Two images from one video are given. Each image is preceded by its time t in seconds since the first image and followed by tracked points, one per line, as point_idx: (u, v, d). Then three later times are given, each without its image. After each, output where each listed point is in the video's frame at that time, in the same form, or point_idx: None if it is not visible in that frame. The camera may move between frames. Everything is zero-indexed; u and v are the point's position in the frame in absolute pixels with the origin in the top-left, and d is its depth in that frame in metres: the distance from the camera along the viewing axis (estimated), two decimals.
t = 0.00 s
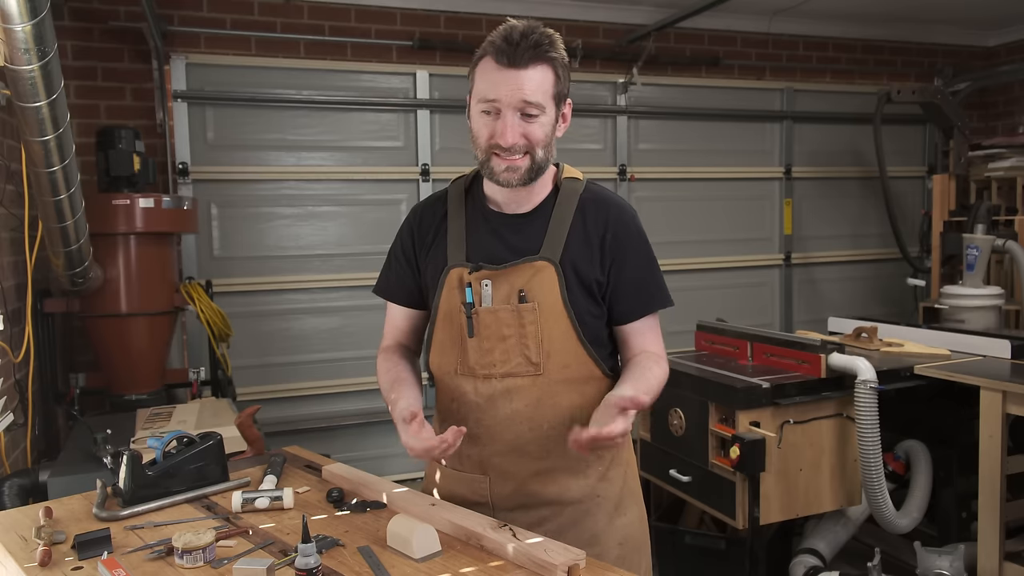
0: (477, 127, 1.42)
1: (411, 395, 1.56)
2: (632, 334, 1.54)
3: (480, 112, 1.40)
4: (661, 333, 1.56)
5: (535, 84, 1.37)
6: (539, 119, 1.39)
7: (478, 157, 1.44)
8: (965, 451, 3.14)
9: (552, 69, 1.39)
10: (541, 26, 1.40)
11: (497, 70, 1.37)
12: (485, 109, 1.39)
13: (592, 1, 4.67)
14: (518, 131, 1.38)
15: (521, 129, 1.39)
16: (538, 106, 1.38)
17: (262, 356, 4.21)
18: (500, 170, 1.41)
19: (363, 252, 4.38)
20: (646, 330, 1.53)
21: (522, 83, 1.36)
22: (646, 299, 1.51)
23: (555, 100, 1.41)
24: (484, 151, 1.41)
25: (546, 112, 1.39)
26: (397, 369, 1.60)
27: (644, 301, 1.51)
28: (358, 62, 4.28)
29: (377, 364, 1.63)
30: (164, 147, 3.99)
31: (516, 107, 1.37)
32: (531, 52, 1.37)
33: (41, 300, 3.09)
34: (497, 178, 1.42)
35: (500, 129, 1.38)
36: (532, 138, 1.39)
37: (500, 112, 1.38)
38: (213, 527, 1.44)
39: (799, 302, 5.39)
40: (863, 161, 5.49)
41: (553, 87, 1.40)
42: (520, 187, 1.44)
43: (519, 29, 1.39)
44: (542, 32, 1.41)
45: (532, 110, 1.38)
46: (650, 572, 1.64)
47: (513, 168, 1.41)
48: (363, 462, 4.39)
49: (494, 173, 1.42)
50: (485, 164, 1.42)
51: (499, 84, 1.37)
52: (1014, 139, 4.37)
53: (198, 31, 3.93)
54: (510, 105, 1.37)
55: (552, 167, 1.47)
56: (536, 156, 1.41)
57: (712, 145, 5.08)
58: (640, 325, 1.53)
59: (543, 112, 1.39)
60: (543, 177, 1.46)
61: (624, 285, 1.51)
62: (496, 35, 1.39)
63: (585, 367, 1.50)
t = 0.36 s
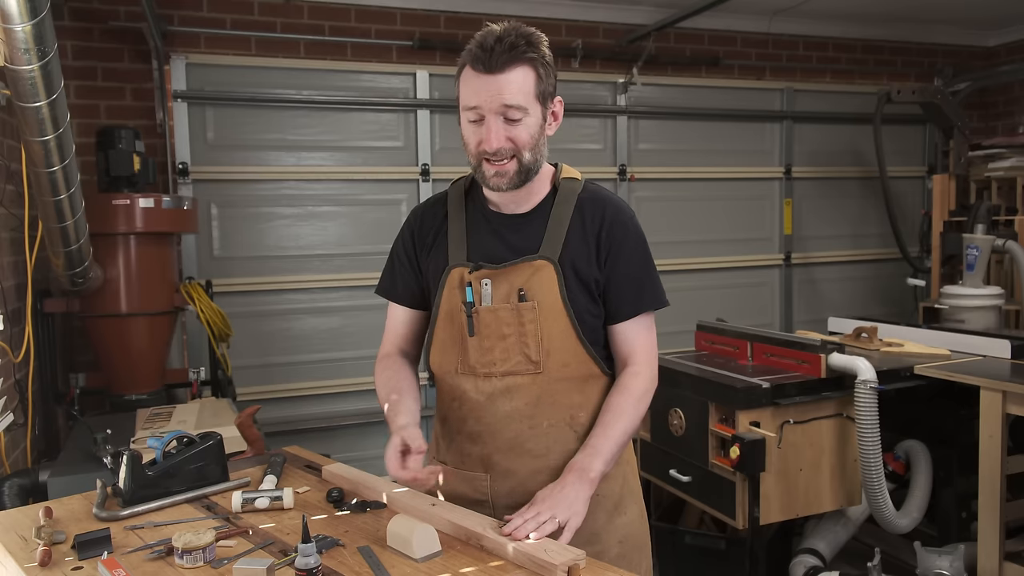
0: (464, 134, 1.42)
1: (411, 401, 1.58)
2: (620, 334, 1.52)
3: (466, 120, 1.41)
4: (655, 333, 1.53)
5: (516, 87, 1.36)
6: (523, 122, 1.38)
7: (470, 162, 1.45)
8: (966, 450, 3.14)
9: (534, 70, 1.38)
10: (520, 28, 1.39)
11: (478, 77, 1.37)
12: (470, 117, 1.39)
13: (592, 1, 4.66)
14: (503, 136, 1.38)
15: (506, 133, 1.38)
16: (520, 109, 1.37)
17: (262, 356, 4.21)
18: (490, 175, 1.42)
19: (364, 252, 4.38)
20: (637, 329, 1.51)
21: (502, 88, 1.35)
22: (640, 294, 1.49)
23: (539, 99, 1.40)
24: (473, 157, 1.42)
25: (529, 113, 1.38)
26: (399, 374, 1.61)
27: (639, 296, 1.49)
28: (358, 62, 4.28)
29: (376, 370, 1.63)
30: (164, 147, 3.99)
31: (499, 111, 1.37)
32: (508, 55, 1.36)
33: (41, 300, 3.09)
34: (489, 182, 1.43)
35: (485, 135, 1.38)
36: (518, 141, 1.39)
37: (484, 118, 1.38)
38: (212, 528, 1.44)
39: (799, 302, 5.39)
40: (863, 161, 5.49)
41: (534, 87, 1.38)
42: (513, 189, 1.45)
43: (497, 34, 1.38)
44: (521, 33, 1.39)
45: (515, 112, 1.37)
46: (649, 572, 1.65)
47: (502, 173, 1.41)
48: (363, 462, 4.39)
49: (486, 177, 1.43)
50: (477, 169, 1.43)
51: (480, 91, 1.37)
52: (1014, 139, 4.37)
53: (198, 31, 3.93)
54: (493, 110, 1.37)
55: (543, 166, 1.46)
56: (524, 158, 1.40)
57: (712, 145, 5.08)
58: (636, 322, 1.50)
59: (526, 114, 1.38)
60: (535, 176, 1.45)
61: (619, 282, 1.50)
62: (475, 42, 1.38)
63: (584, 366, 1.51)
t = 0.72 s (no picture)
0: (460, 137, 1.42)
1: (382, 441, 1.38)
2: (624, 328, 1.52)
3: (461, 125, 1.40)
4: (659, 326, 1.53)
5: (508, 88, 1.35)
6: (518, 123, 1.38)
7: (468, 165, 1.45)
8: (966, 451, 3.14)
9: (526, 70, 1.36)
10: (509, 28, 1.37)
11: (469, 81, 1.36)
12: (464, 121, 1.39)
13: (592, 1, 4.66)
14: (498, 138, 1.38)
15: (501, 135, 1.38)
16: (514, 110, 1.36)
17: (262, 356, 4.21)
18: (489, 177, 1.42)
19: (364, 252, 4.38)
20: (642, 320, 1.51)
21: (494, 90, 1.35)
22: (644, 285, 1.50)
23: (533, 99, 1.39)
24: (470, 160, 1.41)
25: (523, 113, 1.37)
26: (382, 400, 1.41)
27: (643, 287, 1.50)
28: (358, 62, 4.28)
29: (363, 385, 1.45)
30: (164, 147, 3.99)
31: (493, 114, 1.36)
32: (498, 57, 1.34)
33: (41, 300, 3.09)
34: (487, 184, 1.43)
35: (481, 139, 1.38)
36: (514, 143, 1.39)
37: (478, 121, 1.37)
38: (213, 528, 1.44)
39: (799, 302, 5.39)
40: (863, 161, 5.49)
41: (528, 87, 1.37)
42: (513, 190, 1.45)
43: (485, 35, 1.36)
44: (510, 34, 1.37)
45: (509, 114, 1.36)
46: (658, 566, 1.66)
47: (501, 174, 1.41)
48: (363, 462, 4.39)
49: (484, 179, 1.43)
50: (475, 172, 1.43)
51: (472, 94, 1.36)
52: (1014, 139, 4.37)
53: (198, 31, 3.93)
54: (487, 113, 1.36)
55: (541, 165, 1.46)
56: (520, 159, 1.40)
57: (712, 145, 5.08)
58: (639, 311, 1.51)
59: (520, 114, 1.37)
60: (533, 176, 1.46)
61: (624, 275, 1.50)
62: (465, 45, 1.37)
63: (593, 363, 1.53)
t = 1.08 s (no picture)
0: (457, 141, 1.42)
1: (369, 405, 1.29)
2: (622, 324, 1.52)
3: (457, 129, 1.41)
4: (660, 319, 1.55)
5: (503, 89, 1.35)
6: (514, 123, 1.38)
7: (465, 169, 1.45)
8: (966, 451, 3.14)
9: (518, 69, 1.37)
10: (495, 30, 1.37)
11: (463, 85, 1.36)
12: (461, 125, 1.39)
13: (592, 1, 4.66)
14: (497, 139, 1.38)
15: (499, 136, 1.39)
16: (510, 110, 1.37)
17: (262, 356, 4.21)
18: (489, 179, 1.42)
19: (363, 252, 4.38)
20: (643, 316, 1.52)
21: (489, 92, 1.35)
22: (645, 283, 1.51)
23: (526, 98, 1.40)
24: (469, 163, 1.42)
25: (519, 113, 1.38)
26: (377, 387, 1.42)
27: (643, 284, 1.50)
28: (358, 62, 4.28)
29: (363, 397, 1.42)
30: (164, 147, 3.99)
31: (490, 115, 1.37)
32: (490, 59, 1.35)
33: (41, 300, 3.09)
34: (487, 186, 1.43)
35: (479, 141, 1.38)
36: (512, 143, 1.39)
37: (475, 124, 1.38)
38: (213, 527, 1.44)
39: (799, 302, 5.39)
40: (863, 161, 5.49)
41: (520, 86, 1.38)
42: (513, 190, 1.46)
43: (472, 40, 1.37)
44: (497, 35, 1.37)
45: (505, 114, 1.37)
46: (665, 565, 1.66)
47: (501, 175, 1.42)
48: (363, 462, 4.39)
49: (483, 182, 1.43)
50: (474, 175, 1.44)
51: (467, 98, 1.36)
52: (1014, 139, 4.37)
53: (198, 31, 3.93)
54: (484, 115, 1.36)
55: (538, 163, 1.47)
56: (519, 159, 1.41)
57: (712, 145, 5.08)
58: (640, 308, 1.52)
59: (515, 113, 1.38)
60: (531, 174, 1.46)
61: (625, 273, 1.51)
62: (454, 50, 1.37)
63: (597, 361, 1.54)
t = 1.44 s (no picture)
0: (459, 134, 1.42)
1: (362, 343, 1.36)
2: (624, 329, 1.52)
3: (461, 121, 1.41)
4: (661, 327, 1.54)
5: (510, 84, 1.36)
6: (519, 118, 1.39)
7: (467, 164, 1.44)
8: (966, 451, 3.14)
9: (526, 67, 1.38)
10: (508, 27, 1.39)
11: (471, 77, 1.37)
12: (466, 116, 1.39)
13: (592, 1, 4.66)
14: (500, 133, 1.38)
15: (503, 131, 1.38)
16: (516, 106, 1.38)
17: (262, 356, 4.21)
18: (488, 173, 1.41)
19: (364, 252, 4.38)
20: (642, 323, 1.51)
21: (496, 85, 1.36)
22: (642, 290, 1.49)
23: (533, 97, 1.40)
24: (471, 156, 1.41)
25: (525, 109, 1.38)
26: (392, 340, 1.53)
27: (642, 290, 1.49)
28: (358, 62, 4.28)
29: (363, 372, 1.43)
30: (164, 147, 3.99)
31: (495, 109, 1.37)
32: (500, 54, 1.36)
33: (41, 300, 3.09)
34: (487, 181, 1.43)
35: (483, 134, 1.38)
36: (515, 139, 1.39)
37: (480, 116, 1.38)
38: (212, 528, 1.44)
39: (799, 302, 5.39)
40: (863, 161, 5.49)
41: (528, 85, 1.39)
42: (513, 187, 1.45)
43: (486, 34, 1.38)
44: (510, 32, 1.39)
45: (511, 109, 1.38)
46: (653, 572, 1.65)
47: (501, 170, 1.41)
48: (363, 462, 4.39)
49: (483, 177, 1.43)
50: (475, 170, 1.43)
51: (474, 89, 1.37)
52: (1014, 139, 4.37)
53: (198, 31, 3.93)
54: (490, 108, 1.37)
55: (540, 164, 1.47)
56: (522, 155, 1.41)
57: (712, 145, 5.08)
58: (636, 314, 1.51)
59: (521, 110, 1.38)
60: (532, 174, 1.46)
61: (621, 277, 1.50)
62: (466, 42, 1.38)
63: (583, 366, 1.52)
